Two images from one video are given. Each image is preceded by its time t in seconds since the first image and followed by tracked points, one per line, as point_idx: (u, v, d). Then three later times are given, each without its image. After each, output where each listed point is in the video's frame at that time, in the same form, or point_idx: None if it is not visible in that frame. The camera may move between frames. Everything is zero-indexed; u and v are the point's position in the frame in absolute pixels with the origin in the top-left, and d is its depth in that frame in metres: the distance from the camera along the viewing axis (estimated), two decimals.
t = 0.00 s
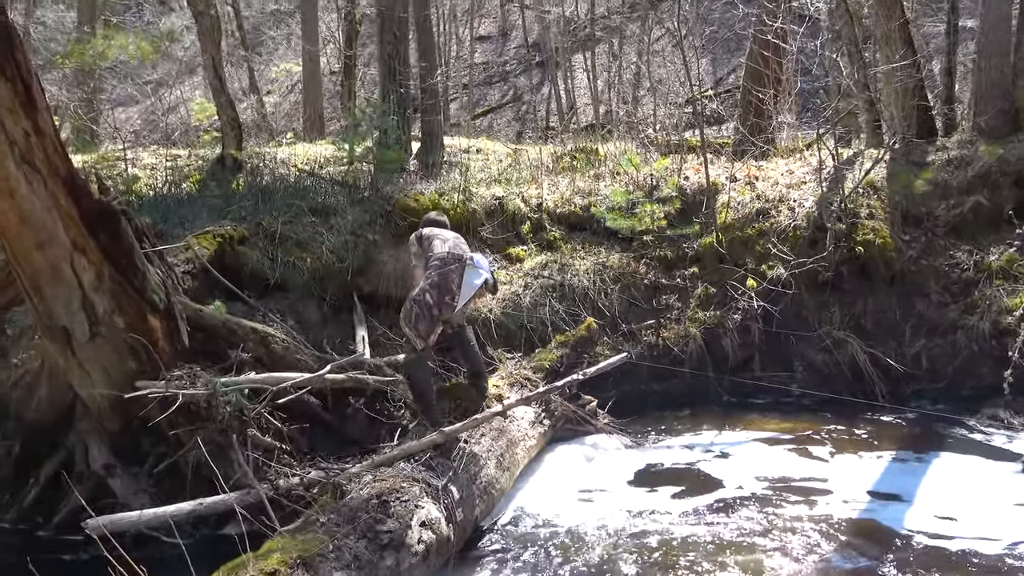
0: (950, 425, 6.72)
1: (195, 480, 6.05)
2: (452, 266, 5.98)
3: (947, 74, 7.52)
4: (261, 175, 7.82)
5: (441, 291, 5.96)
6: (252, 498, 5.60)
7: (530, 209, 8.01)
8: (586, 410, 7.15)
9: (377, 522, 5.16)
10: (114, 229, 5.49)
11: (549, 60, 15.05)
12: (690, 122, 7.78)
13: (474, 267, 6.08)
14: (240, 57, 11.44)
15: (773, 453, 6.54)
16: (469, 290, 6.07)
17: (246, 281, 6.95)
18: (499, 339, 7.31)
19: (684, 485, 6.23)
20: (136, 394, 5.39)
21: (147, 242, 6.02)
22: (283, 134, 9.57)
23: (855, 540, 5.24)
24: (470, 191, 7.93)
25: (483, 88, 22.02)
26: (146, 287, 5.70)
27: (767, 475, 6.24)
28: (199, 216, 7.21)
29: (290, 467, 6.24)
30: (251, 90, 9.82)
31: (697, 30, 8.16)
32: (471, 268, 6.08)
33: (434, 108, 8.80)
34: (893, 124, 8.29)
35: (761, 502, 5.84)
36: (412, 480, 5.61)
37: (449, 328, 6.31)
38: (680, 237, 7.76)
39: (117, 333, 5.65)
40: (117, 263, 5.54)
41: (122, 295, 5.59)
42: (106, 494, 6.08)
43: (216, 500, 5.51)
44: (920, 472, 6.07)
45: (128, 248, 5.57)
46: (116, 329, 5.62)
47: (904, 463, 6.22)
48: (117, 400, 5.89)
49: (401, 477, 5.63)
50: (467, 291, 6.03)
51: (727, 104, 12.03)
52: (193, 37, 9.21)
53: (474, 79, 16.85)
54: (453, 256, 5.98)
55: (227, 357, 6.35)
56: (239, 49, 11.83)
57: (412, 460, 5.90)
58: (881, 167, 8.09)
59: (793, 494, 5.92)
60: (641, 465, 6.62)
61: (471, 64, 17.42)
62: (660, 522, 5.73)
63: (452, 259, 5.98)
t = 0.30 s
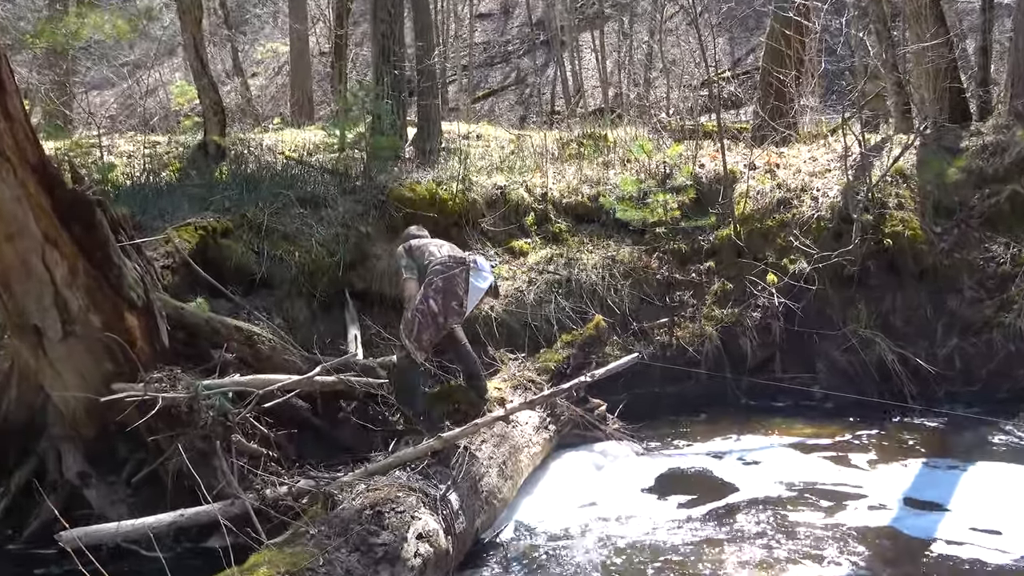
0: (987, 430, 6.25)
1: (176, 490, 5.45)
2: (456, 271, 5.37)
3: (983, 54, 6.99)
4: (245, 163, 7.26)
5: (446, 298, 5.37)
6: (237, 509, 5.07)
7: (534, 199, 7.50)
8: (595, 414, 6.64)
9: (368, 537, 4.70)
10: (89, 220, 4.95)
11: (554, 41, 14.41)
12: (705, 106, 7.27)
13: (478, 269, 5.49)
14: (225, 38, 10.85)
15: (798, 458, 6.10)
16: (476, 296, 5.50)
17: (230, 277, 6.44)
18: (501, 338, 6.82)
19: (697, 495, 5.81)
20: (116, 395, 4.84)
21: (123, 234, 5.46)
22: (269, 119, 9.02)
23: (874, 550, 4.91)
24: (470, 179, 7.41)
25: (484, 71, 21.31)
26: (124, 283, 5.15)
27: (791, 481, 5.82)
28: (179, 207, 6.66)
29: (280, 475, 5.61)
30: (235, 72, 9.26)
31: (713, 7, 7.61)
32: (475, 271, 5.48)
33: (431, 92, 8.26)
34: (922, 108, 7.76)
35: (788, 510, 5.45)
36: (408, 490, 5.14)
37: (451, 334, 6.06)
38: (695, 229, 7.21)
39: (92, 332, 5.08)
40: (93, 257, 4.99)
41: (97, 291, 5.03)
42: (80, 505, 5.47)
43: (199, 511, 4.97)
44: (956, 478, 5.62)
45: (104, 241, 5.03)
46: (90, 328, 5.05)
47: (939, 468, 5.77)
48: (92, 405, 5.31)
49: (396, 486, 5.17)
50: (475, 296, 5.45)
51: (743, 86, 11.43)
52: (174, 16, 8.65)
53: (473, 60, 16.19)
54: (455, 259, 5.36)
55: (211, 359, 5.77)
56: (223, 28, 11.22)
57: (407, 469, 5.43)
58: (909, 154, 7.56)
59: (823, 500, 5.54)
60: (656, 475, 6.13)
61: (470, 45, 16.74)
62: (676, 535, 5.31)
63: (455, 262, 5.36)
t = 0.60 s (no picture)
0: None
1: (161, 501, 4.80)
2: (452, 286, 5.29)
3: None
4: (234, 149, 6.75)
5: (439, 315, 5.26)
6: (227, 521, 4.53)
7: (544, 187, 7.00)
8: (610, 419, 6.16)
9: (366, 551, 4.28)
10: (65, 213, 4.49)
11: (564, 18, 13.73)
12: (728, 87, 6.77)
13: (474, 284, 5.40)
14: (214, 17, 10.26)
15: (835, 463, 5.64)
16: (471, 312, 5.41)
17: (217, 272, 5.96)
18: (510, 337, 6.35)
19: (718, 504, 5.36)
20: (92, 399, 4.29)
21: (104, 227, 4.93)
22: (260, 102, 8.48)
23: (906, 558, 4.54)
24: (475, 167, 6.92)
25: (490, 50, 20.25)
26: (106, 280, 4.67)
27: (826, 488, 5.37)
28: (163, 197, 6.17)
29: (272, 484, 5.07)
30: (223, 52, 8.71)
31: None
32: (471, 286, 5.40)
33: (434, 72, 7.72)
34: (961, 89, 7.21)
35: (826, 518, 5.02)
36: (410, 499, 4.71)
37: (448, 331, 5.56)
38: (718, 220, 6.68)
39: (72, 331, 4.55)
40: (70, 252, 4.52)
41: (76, 288, 4.56)
42: (54, 518, 4.71)
43: (186, 521, 4.47)
44: (1002, 486, 5.18)
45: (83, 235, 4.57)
46: (69, 326, 4.53)
47: (984, 475, 5.32)
48: (70, 408, 4.66)
49: (397, 495, 4.73)
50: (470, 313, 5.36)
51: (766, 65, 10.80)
52: None
53: (478, 40, 15.52)
54: (452, 273, 5.29)
55: (199, 359, 5.20)
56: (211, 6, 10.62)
57: (408, 478, 5.05)
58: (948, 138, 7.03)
59: (862, 507, 5.11)
60: (679, 484, 5.65)
61: (474, 25, 16.05)
62: (703, 545, 4.87)
63: (452, 277, 5.29)
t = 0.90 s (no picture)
0: None
1: (151, 508, 4.36)
2: (431, 281, 4.97)
3: None
4: (228, 133, 6.30)
5: (418, 313, 5.00)
6: (220, 530, 4.14)
7: (560, 174, 6.54)
8: (631, 423, 5.72)
9: (368, 564, 3.91)
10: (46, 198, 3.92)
11: None
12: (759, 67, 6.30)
13: (457, 277, 5.01)
14: None
15: (880, 471, 5.22)
16: (454, 307, 5.02)
17: (210, 264, 5.52)
18: (523, 335, 5.92)
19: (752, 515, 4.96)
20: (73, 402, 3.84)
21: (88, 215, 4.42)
22: (259, 83, 8.00)
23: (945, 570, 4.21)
24: (486, 152, 6.47)
25: (507, 26, 19.79)
26: (92, 272, 4.15)
27: (869, 497, 4.97)
28: (151, 183, 5.74)
29: (268, 492, 4.64)
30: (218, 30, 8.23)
31: None
32: (452, 279, 5.01)
33: (443, 51, 7.25)
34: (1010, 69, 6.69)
35: (871, 530, 4.63)
36: (416, 509, 4.33)
37: (449, 327, 5.17)
38: (747, 210, 6.23)
39: (54, 327, 4.06)
40: (52, 241, 3.98)
41: (59, 280, 4.03)
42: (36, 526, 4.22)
43: (177, 530, 4.06)
44: None
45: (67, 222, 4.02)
46: (51, 322, 4.04)
47: None
48: (52, 409, 4.21)
49: (402, 504, 4.35)
50: (451, 309, 4.99)
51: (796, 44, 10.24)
52: None
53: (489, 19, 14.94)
54: (431, 267, 4.98)
55: (191, 357, 4.75)
56: None
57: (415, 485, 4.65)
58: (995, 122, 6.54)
59: (907, 519, 4.71)
60: (708, 496, 5.21)
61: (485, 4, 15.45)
62: (738, 559, 4.49)
63: (431, 271, 4.97)
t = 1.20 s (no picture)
0: None
1: (143, 519, 3.98)
2: (430, 265, 4.53)
3: None
4: (225, 118, 5.90)
5: (418, 300, 4.57)
6: (217, 542, 3.73)
7: (579, 163, 6.16)
8: (655, 429, 5.33)
9: None
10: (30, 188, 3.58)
11: None
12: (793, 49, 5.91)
13: (456, 259, 4.59)
14: None
15: (930, 480, 4.83)
16: (454, 291, 4.61)
17: (205, 258, 5.15)
18: (540, 336, 5.54)
19: (792, 526, 4.58)
20: (62, 405, 3.46)
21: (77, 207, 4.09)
22: (261, 67, 7.61)
23: None
24: (500, 140, 6.08)
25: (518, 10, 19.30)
26: (81, 266, 3.81)
27: (917, 507, 4.60)
28: (142, 172, 5.36)
29: (268, 501, 4.20)
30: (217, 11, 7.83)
31: None
32: (451, 262, 4.59)
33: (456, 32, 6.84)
34: None
35: (923, 544, 4.26)
36: (424, 520, 3.97)
37: (453, 318, 4.77)
38: (779, 202, 5.83)
39: (41, 325, 3.69)
40: (38, 234, 3.63)
41: (47, 275, 3.67)
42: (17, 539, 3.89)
43: (170, 542, 3.66)
44: None
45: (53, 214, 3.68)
46: (38, 320, 3.67)
47: None
48: (37, 412, 3.82)
49: (410, 515, 3.98)
50: (452, 293, 4.58)
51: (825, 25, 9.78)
52: None
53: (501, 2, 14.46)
54: (430, 250, 4.54)
55: (186, 356, 4.35)
56: None
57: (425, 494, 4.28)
58: None
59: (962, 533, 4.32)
60: (744, 509, 4.80)
61: None
62: None
63: (430, 255, 4.53)
